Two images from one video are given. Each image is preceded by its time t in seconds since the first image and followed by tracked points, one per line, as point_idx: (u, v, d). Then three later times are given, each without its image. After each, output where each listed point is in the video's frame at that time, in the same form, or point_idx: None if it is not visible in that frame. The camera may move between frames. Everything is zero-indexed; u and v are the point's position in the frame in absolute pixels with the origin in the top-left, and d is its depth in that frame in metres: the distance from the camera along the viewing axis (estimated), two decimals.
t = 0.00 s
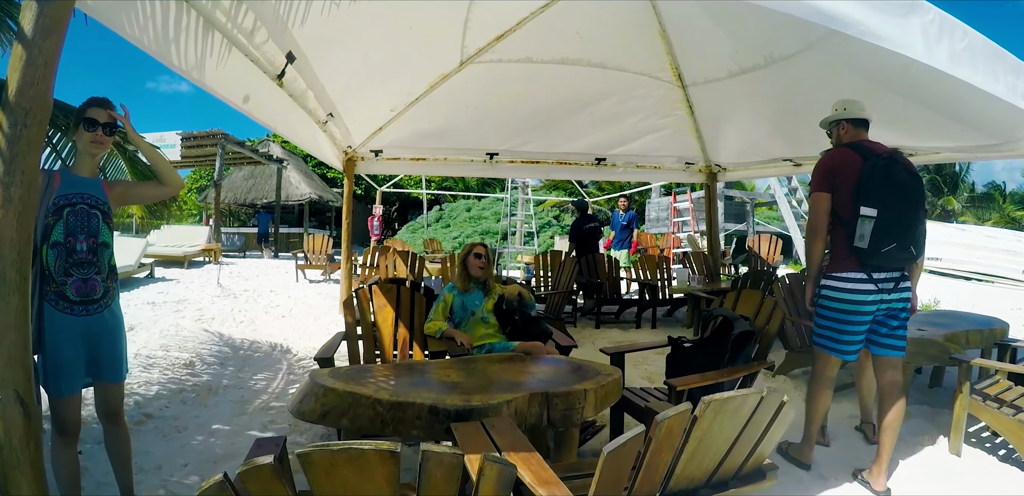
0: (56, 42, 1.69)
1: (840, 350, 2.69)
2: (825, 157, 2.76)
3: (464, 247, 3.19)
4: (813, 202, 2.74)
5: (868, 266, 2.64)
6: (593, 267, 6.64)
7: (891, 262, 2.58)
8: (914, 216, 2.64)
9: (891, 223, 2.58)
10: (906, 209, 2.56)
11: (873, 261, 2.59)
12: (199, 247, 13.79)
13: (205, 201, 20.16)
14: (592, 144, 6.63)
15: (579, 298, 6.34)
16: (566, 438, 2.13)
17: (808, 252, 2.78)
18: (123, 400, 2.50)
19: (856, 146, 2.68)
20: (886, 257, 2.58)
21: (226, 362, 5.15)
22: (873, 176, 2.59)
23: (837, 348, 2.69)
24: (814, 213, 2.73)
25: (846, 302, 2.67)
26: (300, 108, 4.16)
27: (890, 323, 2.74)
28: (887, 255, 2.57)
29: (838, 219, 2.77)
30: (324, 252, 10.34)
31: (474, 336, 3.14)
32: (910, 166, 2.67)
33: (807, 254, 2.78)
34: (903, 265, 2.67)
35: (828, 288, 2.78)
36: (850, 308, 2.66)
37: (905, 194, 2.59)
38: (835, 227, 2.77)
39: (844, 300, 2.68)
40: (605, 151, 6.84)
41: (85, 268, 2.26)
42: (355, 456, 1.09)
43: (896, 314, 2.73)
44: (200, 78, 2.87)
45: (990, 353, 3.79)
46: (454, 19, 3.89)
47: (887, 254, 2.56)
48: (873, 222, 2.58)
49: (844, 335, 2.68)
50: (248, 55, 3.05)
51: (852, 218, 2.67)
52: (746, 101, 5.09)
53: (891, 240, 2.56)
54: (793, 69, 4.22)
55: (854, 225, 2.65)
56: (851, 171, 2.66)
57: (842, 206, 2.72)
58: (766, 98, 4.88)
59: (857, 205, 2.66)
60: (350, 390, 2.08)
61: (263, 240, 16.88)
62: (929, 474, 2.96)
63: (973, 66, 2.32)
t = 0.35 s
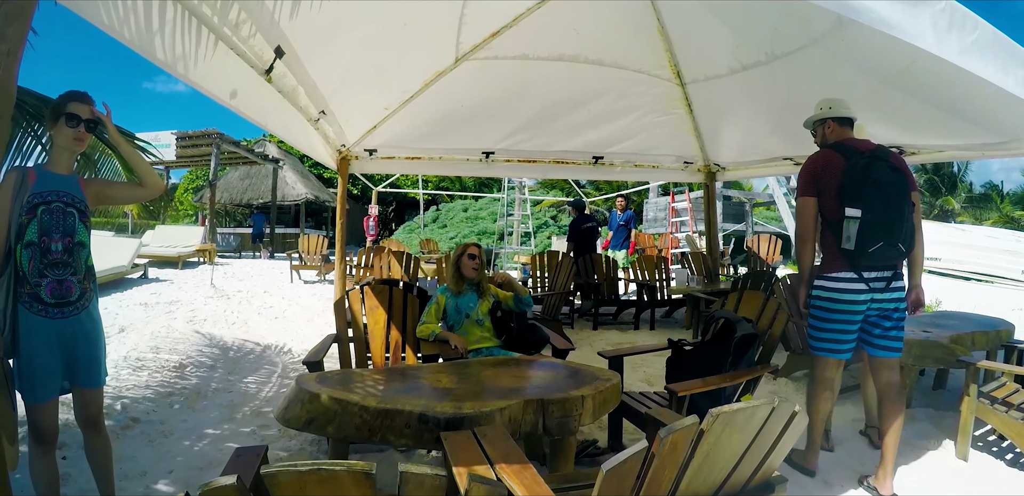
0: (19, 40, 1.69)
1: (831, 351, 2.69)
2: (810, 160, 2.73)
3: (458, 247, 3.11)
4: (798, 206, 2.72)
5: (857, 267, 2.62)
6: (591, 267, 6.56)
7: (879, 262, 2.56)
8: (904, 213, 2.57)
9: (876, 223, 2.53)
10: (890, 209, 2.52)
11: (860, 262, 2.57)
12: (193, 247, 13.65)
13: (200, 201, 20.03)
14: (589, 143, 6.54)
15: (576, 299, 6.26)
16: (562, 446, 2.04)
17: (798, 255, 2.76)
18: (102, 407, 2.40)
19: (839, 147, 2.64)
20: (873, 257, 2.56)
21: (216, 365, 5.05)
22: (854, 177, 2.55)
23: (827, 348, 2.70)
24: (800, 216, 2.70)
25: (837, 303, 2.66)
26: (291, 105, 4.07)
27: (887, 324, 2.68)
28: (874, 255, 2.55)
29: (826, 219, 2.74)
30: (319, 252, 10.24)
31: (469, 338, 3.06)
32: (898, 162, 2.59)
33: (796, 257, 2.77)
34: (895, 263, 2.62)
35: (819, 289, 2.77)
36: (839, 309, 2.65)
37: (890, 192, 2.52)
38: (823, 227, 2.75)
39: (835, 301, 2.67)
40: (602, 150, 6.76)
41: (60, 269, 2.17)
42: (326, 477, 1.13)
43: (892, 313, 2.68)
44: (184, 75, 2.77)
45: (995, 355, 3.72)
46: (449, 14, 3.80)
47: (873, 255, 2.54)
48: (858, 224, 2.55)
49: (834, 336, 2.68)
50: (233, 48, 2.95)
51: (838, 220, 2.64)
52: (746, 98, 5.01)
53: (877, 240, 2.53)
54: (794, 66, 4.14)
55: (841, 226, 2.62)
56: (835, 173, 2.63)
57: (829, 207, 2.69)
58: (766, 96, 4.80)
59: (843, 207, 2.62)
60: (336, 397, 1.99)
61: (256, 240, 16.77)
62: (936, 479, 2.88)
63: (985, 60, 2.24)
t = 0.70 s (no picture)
0: None
1: (828, 350, 2.62)
2: (793, 159, 2.71)
3: (455, 246, 3.00)
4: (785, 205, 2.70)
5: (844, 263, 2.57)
6: (588, 267, 6.48)
7: (865, 257, 2.51)
8: (890, 206, 2.52)
9: (860, 217, 2.48)
10: (872, 202, 2.47)
11: (847, 256, 2.53)
12: (187, 247, 13.52)
13: (196, 201, 19.90)
14: (586, 141, 6.45)
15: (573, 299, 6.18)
16: (557, 453, 1.96)
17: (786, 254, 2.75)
18: (81, 410, 2.31)
19: (823, 144, 2.62)
20: (857, 252, 2.51)
21: (205, 367, 4.96)
22: (835, 172, 2.51)
23: (823, 347, 2.62)
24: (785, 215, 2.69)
25: (826, 298, 2.60)
26: (280, 102, 3.96)
27: (881, 322, 2.63)
28: (858, 249, 2.50)
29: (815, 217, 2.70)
30: (314, 253, 10.14)
31: (462, 341, 2.96)
32: (882, 154, 2.52)
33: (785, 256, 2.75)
34: (884, 257, 2.57)
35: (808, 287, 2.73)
36: (832, 305, 2.60)
37: (873, 185, 2.47)
38: (811, 225, 2.71)
39: (825, 298, 2.62)
40: (599, 148, 6.68)
41: (35, 268, 2.07)
42: None
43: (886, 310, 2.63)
44: (169, 69, 2.66)
45: (1001, 356, 3.64)
46: (443, 8, 3.71)
47: (857, 249, 2.50)
48: (840, 219, 2.52)
49: (830, 334, 2.61)
50: (220, 42, 2.85)
51: (824, 216, 2.61)
52: (746, 95, 4.92)
53: (862, 234, 2.49)
54: (794, 62, 4.07)
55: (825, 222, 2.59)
56: (818, 170, 2.61)
57: (815, 205, 2.66)
58: (766, 93, 4.73)
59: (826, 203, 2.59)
60: (321, 401, 1.90)
61: (250, 241, 16.67)
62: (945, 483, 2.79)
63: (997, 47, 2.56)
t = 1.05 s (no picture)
0: None
1: (824, 350, 2.53)
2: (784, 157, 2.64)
3: (446, 246, 2.90)
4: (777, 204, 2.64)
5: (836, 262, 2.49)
6: (585, 267, 6.38)
7: (855, 254, 2.43)
8: (880, 202, 2.42)
9: (847, 214, 2.40)
10: (859, 198, 2.39)
11: (836, 254, 2.45)
12: (182, 247, 13.40)
13: (192, 201, 19.77)
14: (584, 139, 6.35)
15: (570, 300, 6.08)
16: (549, 462, 1.86)
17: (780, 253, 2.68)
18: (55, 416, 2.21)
19: (812, 141, 2.53)
20: (846, 249, 2.43)
21: (193, 370, 4.86)
22: (821, 170, 2.43)
23: (819, 347, 2.53)
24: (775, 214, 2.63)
25: (818, 298, 2.52)
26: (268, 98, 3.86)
27: (879, 320, 2.52)
28: (847, 247, 2.42)
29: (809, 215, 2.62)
30: (309, 253, 10.02)
31: (451, 344, 2.87)
32: (870, 148, 2.43)
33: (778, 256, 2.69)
34: (878, 254, 2.47)
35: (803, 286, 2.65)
36: (825, 304, 2.51)
37: (859, 180, 2.38)
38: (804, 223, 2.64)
39: (816, 297, 2.54)
40: (597, 146, 6.58)
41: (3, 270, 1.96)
42: None
43: (883, 309, 2.52)
44: (147, 62, 2.55)
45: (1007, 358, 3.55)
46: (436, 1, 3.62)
47: (844, 246, 2.42)
48: (828, 216, 2.44)
49: (825, 333, 2.52)
50: (201, 34, 2.73)
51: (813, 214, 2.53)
52: (746, 92, 4.83)
53: (850, 231, 2.41)
54: (795, 57, 3.97)
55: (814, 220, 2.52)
56: (807, 167, 2.52)
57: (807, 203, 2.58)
58: (766, 89, 4.64)
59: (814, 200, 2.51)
60: (301, 408, 1.80)
61: (246, 241, 16.57)
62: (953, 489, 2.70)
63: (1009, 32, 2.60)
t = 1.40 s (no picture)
0: None
1: (816, 352, 2.46)
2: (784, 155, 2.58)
3: (433, 247, 2.83)
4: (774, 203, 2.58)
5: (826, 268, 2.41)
6: (581, 268, 6.29)
7: (844, 262, 2.35)
8: (874, 208, 2.32)
9: (838, 220, 2.33)
10: (849, 204, 2.30)
11: (825, 260, 2.38)
12: (178, 247, 13.28)
13: (188, 201, 19.65)
14: (580, 137, 6.27)
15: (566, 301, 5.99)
16: (535, 472, 1.78)
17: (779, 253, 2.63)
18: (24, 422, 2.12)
19: (811, 139, 2.45)
20: (833, 256, 2.35)
21: (181, 372, 4.78)
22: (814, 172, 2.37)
23: (807, 350, 2.48)
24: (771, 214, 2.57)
25: (808, 301, 2.46)
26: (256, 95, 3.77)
27: (871, 326, 2.38)
28: (834, 255, 2.35)
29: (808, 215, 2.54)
30: (303, 253, 9.92)
31: (439, 348, 2.79)
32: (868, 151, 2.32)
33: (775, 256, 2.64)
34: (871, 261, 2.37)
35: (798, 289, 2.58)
36: (812, 308, 2.45)
37: (851, 185, 2.29)
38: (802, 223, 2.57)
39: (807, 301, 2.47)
40: (593, 144, 6.50)
41: None
42: None
43: (876, 316, 2.39)
44: (125, 60, 2.48)
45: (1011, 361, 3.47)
46: None
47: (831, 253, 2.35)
48: (818, 221, 2.38)
49: (808, 336, 2.47)
50: (181, 29, 2.65)
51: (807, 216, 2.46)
52: (745, 89, 4.75)
53: (839, 238, 2.33)
54: (795, 53, 3.89)
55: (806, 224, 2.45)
56: (803, 167, 2.45)
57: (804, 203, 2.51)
58: (766, 87, 4.55)
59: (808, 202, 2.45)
60: (276, 415, 1.72)
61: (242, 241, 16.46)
62: None
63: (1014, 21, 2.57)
